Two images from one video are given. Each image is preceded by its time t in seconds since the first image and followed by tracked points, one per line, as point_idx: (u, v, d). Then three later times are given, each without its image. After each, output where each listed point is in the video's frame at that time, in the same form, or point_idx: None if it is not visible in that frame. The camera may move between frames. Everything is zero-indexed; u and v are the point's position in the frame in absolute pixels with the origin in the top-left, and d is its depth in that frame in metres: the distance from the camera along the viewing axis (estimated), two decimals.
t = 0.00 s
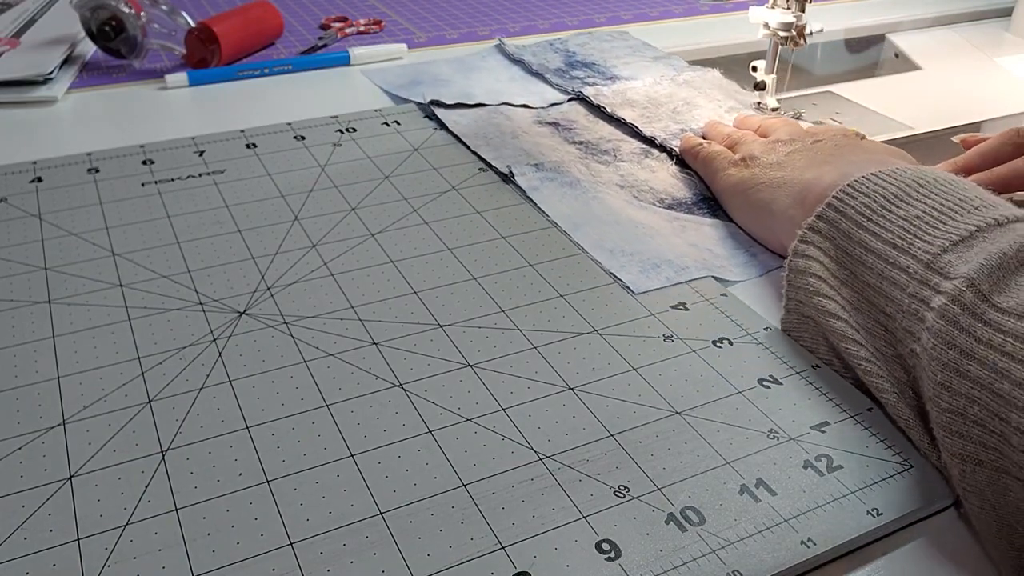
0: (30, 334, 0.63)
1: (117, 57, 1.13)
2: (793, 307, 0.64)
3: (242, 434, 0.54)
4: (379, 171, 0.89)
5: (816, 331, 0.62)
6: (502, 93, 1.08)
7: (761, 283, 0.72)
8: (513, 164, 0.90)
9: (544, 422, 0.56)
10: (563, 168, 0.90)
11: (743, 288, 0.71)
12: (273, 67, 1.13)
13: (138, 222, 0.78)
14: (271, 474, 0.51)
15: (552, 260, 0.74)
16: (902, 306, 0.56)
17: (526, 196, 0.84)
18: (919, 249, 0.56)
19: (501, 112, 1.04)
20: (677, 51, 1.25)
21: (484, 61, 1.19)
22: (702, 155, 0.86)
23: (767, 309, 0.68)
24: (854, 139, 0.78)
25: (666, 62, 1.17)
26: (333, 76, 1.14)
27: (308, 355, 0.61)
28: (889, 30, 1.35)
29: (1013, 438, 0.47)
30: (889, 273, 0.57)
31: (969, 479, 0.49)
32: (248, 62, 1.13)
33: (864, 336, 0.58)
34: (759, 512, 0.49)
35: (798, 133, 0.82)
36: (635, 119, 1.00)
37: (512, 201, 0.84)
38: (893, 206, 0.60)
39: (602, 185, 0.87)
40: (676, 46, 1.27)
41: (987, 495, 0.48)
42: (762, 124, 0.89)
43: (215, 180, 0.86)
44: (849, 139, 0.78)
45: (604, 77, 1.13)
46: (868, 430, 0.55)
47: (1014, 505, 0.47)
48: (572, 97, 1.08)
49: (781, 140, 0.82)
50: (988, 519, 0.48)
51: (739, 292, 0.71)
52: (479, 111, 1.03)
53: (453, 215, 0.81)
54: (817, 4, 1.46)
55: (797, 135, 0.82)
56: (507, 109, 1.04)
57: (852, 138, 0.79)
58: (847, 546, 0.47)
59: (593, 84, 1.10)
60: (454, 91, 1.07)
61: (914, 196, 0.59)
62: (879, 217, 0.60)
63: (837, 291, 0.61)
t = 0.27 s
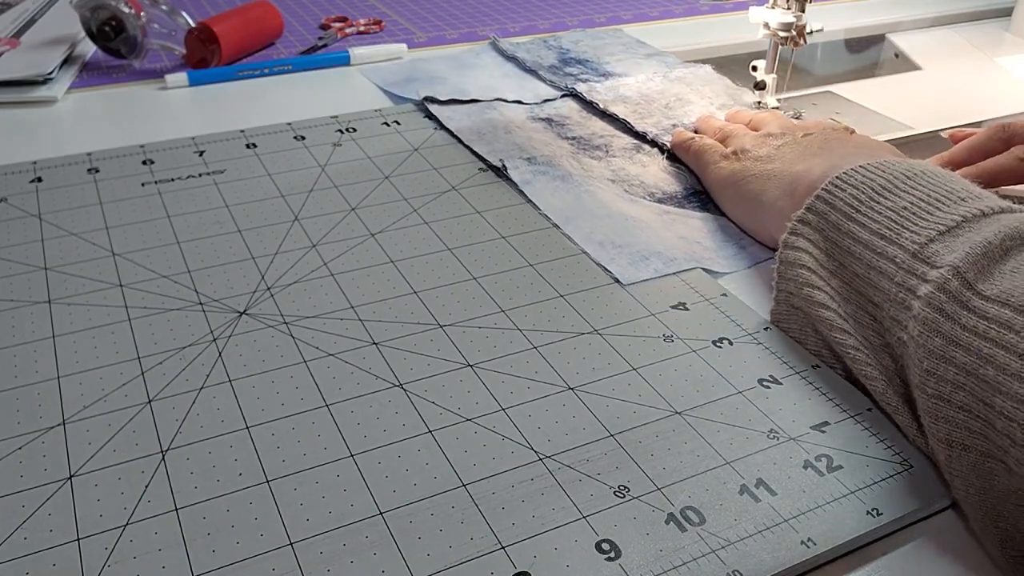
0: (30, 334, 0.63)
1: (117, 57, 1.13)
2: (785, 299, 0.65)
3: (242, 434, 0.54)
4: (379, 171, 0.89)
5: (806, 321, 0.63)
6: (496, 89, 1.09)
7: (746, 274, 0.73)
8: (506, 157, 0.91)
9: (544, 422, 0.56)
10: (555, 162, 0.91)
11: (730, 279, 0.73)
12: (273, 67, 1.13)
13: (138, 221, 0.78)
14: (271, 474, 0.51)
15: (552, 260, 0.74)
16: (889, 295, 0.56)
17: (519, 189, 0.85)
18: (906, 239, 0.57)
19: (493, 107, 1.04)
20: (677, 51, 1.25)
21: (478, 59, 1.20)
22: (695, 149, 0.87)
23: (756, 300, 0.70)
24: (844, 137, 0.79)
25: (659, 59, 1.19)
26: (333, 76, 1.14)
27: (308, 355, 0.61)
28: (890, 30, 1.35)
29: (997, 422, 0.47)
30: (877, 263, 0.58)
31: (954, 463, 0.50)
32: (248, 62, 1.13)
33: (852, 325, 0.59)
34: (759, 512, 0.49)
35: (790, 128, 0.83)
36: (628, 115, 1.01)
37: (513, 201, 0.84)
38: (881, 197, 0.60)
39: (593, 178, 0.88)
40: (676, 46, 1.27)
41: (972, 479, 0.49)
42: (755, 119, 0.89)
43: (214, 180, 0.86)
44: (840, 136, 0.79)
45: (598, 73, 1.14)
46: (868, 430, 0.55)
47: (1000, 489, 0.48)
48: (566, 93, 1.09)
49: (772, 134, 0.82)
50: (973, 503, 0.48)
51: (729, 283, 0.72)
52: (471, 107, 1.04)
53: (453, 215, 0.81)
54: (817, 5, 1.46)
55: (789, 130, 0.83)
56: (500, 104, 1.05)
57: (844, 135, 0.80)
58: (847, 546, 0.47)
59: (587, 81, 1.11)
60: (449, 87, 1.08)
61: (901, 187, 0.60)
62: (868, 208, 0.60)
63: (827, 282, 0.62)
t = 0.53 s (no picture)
0: (30, 334, 0.63)
1: (117, 57, 1.13)
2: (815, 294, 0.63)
3: (241, 434, 0.54)
4: (379, 171, 0.89)
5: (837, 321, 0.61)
6: (488, 86, 1.11)
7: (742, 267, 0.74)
8: (500, 153, 0.92)
9: (544, 422, 0.56)
10: (550, 158, 0.92)
11: (725, 271, 0.74)
12: (274, 67, 1.13)
13: (138, 221, 0.78)
14: (271, 474, 0.51)
15: (552, 260, 0.74)
16: (941, 300, 0.54)
17: (511, 181, 0.87)
18: (962, 244, 0.55)
19: (485, 104, 1.06)
20: (677, 51, 1.25)
21: (471, 56, 1.20)
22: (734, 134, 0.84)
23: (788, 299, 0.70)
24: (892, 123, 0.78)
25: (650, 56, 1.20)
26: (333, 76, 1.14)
27: (308, 355, 0.61)
28: (890, 29, 1.35)
29: None
30: (930, 267, 0.56)
31: (991, 465, 0.49)
32: (248, 62, 1.13)
33: (893, 327, 0.58)
34: (759, 512, 0.49)
35: (837, 113, 0.80)
36: (620, 110, 1.02)
37: (513, 201, 0.84)
38: (938, 201, 0.58)
39: (587, 173, 0.89)
40: (676, 46, 1.27)
41: (1006, 483, 0.48)
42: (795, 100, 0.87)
43: (214, 180, 0.86)
44: (889, 125, 0.77)
45: (590, 70, 1.15)
46: (869, 430, 0.55)
47: None
48: (558, 90, 1.10)
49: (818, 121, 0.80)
50: (1004, 506, 0.48)
51: (720, 276, 0.73)
52: (464, 103, 1.06)
53: (453, 215, 0.81)
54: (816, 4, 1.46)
55: (836, 114, 0.80)
56: (492, 101, 1.07)
57: (892, 122, 0.78)
58: (847, 546, 0.47)
59: (579, 78, 1.12)
60: (441, 84, 1.09)
61: (958, 192, 0.58)
62: (924, 211, 0.58)
63: (869, 282, 0.60)
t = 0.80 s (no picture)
0: (30, 334, 0.63)
1: (117, 57, 1.13)
2: (813, 317, 0.63)
3: (241, 434, 0.54)
4: (379, 171, 0.89)
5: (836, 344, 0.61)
6: (484, 84, 1.11)
7: (734, 263, 0.75)
8: (496, 151, 0.93)
9: (544, 422, 0.56)
10: (545, 155, 0.93)
11: (717, 266, 0.74)
12: (273, 67, 1.13)
13: (138, 221, 0.78)
14: (271, 474, 0.51)
15: (552, 261, 0.74)
16: (941, 325, 0.55)
17: (508, 180, 0.88)
18: (962, 270, 0.56)
19: (481, 102, 1.06)
20: (677, 51, 1.25)
21: (466, 55, 1.20)
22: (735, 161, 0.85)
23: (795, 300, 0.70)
24: (891, 143, 0.79)
25: (645, 54, 1.21)
26: (333, 76, 1.14)
27: (308, 355, 0.61)
28: (889, 29, 1.35)
29: None
30: (931, 293, 0.56)
31: (992, 493, 0.49)
32: (248, 62, 1.13)
33: (894, 351, 0.58)
34: (759, 512, 0.49)
35: (837, 135, 0.81)
36: (615, 107, 1.03)
37: (513, 201, 0.84)
38: (934, 226, 0.59)
39: (583, 170, 0.90)
40: (675, 46, 1.27)
41: (1009, 511, 0.48)
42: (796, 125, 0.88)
43: (215, 180, 0.86)
44: (889, 146, 0.78)
45: (584, 68, 1.16)
46: (869, 431, 0.55)
47: None
48: (552, 87, 1.11)
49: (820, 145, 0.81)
50: (1003, 533, 0.48)
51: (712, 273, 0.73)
52: (459, 101, 1.06)
53: (453, 215, 0.81)
54: (816, 4, 1.46)
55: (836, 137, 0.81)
56: (488, 99, 1.07)
57: (892, 142, 0.79)
58: (846, 546, 0.47)
59: (574, 76, 1.13)
60: (437, 83, 1.10)
61: (957, 218, 0.59)
62: (922, 237, 0.59)
63: (869, 307, 0.60)
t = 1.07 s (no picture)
0: (30, 334, 0.63)
1: (117, 57, 1.13)
2: (806, 317, 0.63)
3: (241, 434, 0.54)
4: (378, 171, 0.89)
5: (829, 344, 0.61)
6: (483, 82, 1.11)
7: (728, 260, 0.75)
8: (493, 149, 0.93)
9: (544, 422, 0.56)
10: (541, 152, 0.93)
11: (712, 263, 0.75)
12: (273, 66, 1.13)
13: (138, 221, 0.78)
14: (271, 474, 0.51)
15: (552, 261, 0.74)
16: (931, 323, 0.55)
17: (505, 178, 0.88)
18: (951, 269, 0.56)
19: (479, 100, 1.06)
20: (677, 51, 1.25)
21: (464, 52, 1.21)
22: (727, 161, 0.85)
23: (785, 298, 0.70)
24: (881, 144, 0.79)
25: (643, 53, 1.21)
26: (333, 76, 1.14)
27: (308, 355, 0.61)
28: (889, 29, 1.35)
29: None
30: (920, 291, 0.57)
31: (984, 491, 0.49)
32: (248, 62, 1.13)
33: (886, 350, 0.58)
34: (759, 512, 0.49)
35: (827, 133, 0.81)
36: (612, 105, 1.03)
37: (512, 200, 0.84)
38: (923, 225, 0.59)
39: (580, 167, 0.90)
40: (675, 45, 1.27)
41: (1001, 508, 0.48)
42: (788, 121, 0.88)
43: (214, 180, 0.86)
44: (879, 147, 0.79)
45: (582, 67, 1.16)
46: (869, 431, 0.55)
47: None
48: (551, 85, 1.10)
49: (810, 143, 0.81)
50: (998, 532, 0.47)
51: (707, 270, 0.74)
52: (456, 99, 1.06)
53: (452, 215, 0.81)
54: (816, 4, 1.46)
55: (827, 136, 0.81)
56: (486, 97, 1.07)
57: (882, 143, 0.79)
58: (846, 546, 0.47)
59: (572, 74, 1.13)
60: (435, 80, 1.10)
61: (945, 218, 0.59)
62: (911, 237, 0.59)
63: (860, 306, 0.60)
